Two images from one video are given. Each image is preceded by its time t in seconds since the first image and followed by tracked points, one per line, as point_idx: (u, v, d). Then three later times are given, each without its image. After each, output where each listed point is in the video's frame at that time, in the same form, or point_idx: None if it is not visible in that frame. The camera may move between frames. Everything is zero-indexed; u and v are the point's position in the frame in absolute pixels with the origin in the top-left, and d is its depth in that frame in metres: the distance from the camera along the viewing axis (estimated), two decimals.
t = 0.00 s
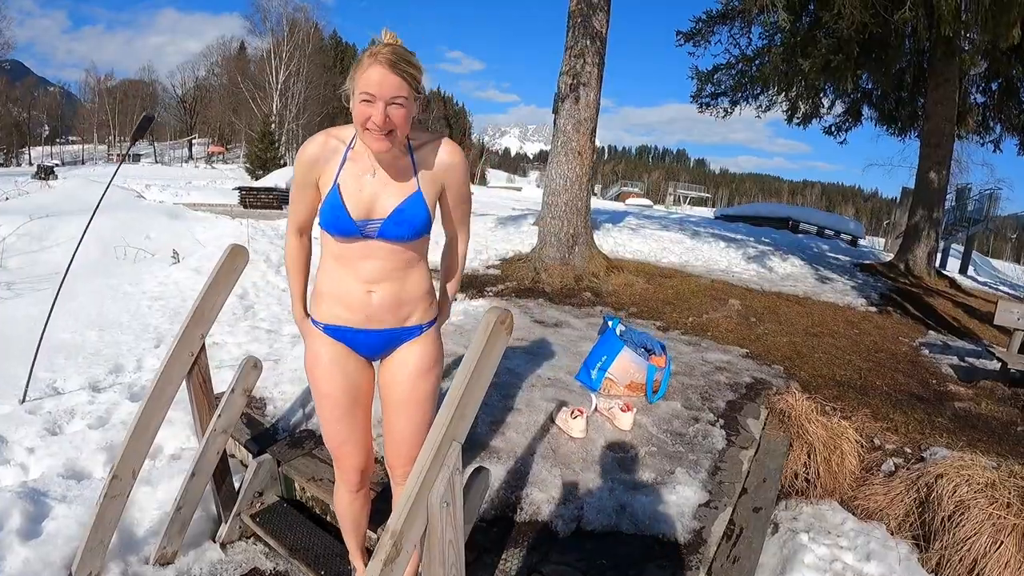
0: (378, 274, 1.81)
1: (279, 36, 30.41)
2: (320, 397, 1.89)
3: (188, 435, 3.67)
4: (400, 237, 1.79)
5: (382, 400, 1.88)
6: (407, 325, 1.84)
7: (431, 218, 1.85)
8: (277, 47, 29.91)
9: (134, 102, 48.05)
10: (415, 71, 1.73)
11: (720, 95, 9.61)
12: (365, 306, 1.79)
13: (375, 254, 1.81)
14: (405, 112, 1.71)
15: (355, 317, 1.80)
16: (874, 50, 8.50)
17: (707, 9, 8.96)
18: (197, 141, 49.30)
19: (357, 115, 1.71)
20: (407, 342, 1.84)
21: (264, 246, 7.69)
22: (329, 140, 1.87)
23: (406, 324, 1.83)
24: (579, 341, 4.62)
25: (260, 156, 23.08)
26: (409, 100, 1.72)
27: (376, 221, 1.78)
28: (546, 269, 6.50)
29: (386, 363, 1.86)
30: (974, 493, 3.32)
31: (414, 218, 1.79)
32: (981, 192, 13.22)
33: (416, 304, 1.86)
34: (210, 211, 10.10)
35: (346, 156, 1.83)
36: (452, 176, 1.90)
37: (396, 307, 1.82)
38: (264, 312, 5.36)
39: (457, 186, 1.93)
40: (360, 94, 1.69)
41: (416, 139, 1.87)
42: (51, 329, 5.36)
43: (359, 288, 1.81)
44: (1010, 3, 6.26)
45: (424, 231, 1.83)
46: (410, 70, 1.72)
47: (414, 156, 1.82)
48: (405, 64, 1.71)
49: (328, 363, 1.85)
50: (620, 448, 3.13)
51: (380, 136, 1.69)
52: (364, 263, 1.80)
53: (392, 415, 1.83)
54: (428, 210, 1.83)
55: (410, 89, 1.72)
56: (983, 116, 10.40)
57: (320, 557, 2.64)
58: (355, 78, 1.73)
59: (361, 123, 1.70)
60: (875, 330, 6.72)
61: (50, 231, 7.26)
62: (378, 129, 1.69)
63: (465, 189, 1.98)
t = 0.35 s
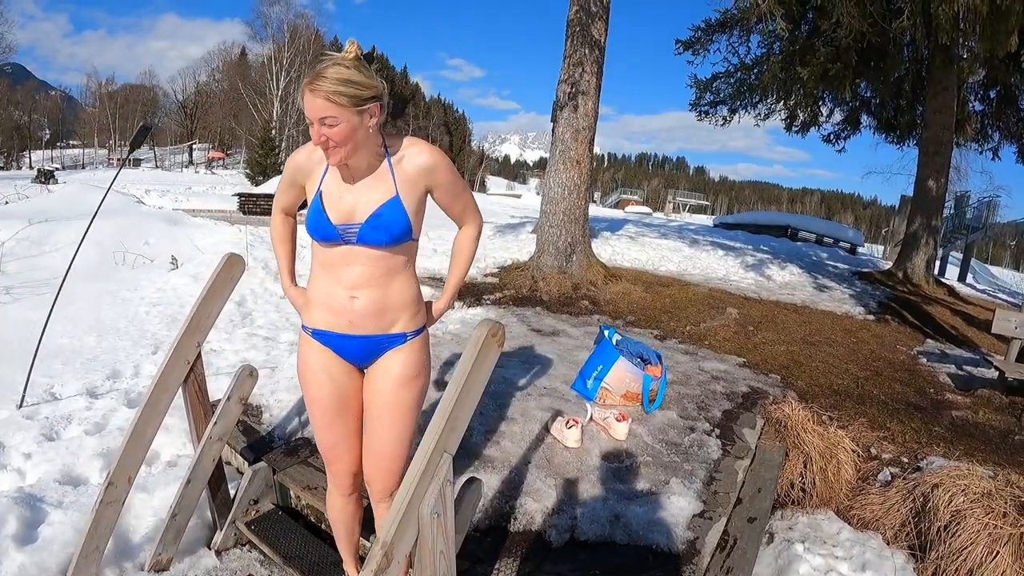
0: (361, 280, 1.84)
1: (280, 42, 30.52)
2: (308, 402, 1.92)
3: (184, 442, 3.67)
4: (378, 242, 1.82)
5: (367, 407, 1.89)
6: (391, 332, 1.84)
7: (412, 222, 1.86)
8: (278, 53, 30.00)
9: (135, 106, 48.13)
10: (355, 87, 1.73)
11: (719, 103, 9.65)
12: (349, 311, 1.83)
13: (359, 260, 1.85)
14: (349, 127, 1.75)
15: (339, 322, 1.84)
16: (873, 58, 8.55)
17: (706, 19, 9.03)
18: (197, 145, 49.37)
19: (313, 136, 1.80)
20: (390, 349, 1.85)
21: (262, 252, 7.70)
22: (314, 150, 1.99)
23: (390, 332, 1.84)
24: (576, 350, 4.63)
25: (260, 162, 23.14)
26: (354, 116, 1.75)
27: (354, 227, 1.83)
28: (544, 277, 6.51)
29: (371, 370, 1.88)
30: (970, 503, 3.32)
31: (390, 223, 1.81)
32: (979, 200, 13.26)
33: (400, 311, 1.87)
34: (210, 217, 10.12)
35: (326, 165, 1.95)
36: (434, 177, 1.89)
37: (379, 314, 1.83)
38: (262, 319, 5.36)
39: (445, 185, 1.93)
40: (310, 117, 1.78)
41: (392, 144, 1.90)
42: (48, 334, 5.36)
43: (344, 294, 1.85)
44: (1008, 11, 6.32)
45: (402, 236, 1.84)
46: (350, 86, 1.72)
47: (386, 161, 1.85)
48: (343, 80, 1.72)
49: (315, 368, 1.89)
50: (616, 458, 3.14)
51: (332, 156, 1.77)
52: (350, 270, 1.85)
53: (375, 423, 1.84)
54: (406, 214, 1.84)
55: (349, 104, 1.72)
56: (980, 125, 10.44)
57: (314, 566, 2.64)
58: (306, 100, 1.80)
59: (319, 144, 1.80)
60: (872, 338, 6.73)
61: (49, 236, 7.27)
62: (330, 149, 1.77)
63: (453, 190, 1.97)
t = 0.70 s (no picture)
0: (350, 297, 1.91)
1: (281, 50, 30.70)
2: (305, 407, 2.03)
3: (183, 452, 3.70)
4: (358, 263, 1.87)
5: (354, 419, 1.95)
6: (377, 349, 1.89)
7: (395, 243, 1.87)
8: (279, 60, 30.16)
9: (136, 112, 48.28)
10: (316, 122, 1.73)
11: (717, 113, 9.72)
12: (337, 325, 1.91)
13: (348, 278, 1.92)
14: (320, 161, 1.79)
15: (329, 335, 1.94)
16: (871, 68, 8.59)
17: (705, 29, 9.12)
18: (198, 152, 49.53)
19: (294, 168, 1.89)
20: (374, 364, 1.90)
21: (262, 261, 7.74)
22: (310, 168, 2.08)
23: (375, 348, 1.89)
24: (573, 361, 4.66)
25: (261, 170, 23.24)
26: (323, 148, 1.78)
27: (338, 247, 1.91)
28: (542, 288, 6.54)
29: (360, 384, 1.94)
30: (966, 514, 3.36)
31: (370, 242, 1.84)
32: (978, 208, 13.30)
33: (386, 329, 1.90)
34: (210, 225, 10.17)
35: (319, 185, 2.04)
36: (420, 196, 1.87)
37: (364, 330, 1.89)
38: (261, 329, 5.40)
39: (432, 205, 1.89)
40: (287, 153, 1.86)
41: (379, 163, 1.92)
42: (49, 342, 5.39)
43: (335, 309, 1.94)
44: (1005, 21, 6.37)
45: (384, 256, 1.86)
46: (309, 123, 1.73)
47: (369, 181, 1.88)
48: (303, 119, 1.73)
49: (309, 377, 1.99)
50: (611, 471, 3.17)
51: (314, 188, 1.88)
52: (341, 286, 1.93)
53: (358, 434, 1.90)
54: (388, 234, 1.85)
55: (313, 142, 1.75)
56: (979, 133, 10.56)
57: None
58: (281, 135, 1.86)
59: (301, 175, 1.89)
60: (870, 349, 6.76)
61: (50, 244, 7.31)
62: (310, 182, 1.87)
63: (445, 208, 1.93)
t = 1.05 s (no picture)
0: (346, 315, 1.94)
1: (278, 57, 30.77)
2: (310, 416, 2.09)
3: (178, 461, 3.69)
4: (345, 288, 1.88)
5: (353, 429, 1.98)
6: (371, 365, 1.91)
7: (382, 271, 1.84)
8: (276, 68, 30.23)
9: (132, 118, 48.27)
10: (298, 162, 1.74)
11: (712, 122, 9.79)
12: (334, 340, 1.96)
13: (343, 297, 1.94)
14: (311, 197, 1.81)
15: (329, 349, 1.99)
16: (866, 78, 8.65)
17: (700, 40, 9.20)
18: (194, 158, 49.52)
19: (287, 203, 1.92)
20: (370, 379, 1.92)
21: (258, 270, 7.75)
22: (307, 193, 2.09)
23: (369, 364, 1.91)
24: (567, 372, 4.68)
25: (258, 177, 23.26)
26: (311, 184, 1.79)
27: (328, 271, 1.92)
28: (537, 298, 6.56)
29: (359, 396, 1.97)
30: (959, 524, 3.37)
31: (353, 271, 1.84)
32: (973, 217, 13.37)
33: (379, 346, 1.89)
34: (207, 233, 10.18)
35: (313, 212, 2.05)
36: (405, 222, 1.80)
37: (358, 347, 1.91)
38: (257, 338, 5.40)
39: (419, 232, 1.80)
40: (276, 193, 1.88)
41: (367, 186, 1.89)
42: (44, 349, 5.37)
43: (334, 325, 1.98)
44: (1000, 32, 6.29)
45: (368, 284, 1.84)
46: (292, 163, 1.74)
47: (357, 207, 1.86)
48: (285, 161, 1.74)
49: (312, 387, 2.06)
50: (605, 482, 3.17)
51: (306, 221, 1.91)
52: (338, 305, 1.96)
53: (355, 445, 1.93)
54: (370, 262, 1.82)
55: (300, 181, 1.76)
56: (973, 143, 10.65)
57: None
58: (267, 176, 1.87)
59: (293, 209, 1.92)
60: (864, 358, 6.79)
61: (46, 251, 7.30)
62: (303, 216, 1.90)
63: (435, 234, 1.82)
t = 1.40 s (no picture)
0: (317, 315, 1.97)
1: (253, 52, 30.28)
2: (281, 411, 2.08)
3: (156, 461, 3.64)
4: (310, 292, 1.88)
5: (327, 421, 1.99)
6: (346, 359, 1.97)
7: (342, 280, 1.83)
8: (251, 62, 29.74)
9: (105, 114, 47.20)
10: (255, 173, 1.72)
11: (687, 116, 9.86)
12: (309, 338, 2.00)
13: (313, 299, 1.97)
14: (273, 206, 1.79)
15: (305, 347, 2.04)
16: (840, 72, 8.75)
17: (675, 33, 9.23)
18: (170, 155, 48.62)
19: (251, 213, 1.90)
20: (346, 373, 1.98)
21: (233, 267, 7.64)
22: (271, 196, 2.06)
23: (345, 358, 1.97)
24: (543, 365, 4.69)
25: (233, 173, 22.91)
26: (271, 194, 1.77)
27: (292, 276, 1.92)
28: (513, 291, 6.56)
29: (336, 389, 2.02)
30: (933, 510, 3.45)
31: (315, 279, 1.84)
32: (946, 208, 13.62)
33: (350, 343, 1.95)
34: (181, 230, 10.01)
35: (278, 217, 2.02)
36: (357, 232, 1.74)
37: (333, 344, 1.96)
38: (233, 336, 5.33)
39: (371, 243, 1.73)
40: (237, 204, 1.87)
41: (328, 192, 1.85)
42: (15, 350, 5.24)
43: (307, 325, 2.02)
44: (971, 27, 6.34)
45: (331, 292, 1.85)
46: (249, 175, 1.71)
47: (319, 215, 1.83)
48: (242, 175, 1.71)
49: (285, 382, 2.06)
50: (583, 473, 3.19)
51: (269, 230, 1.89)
52: (309, 306, 2.00)
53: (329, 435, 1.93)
54: (330, 271, 1.81)
55: (259, 193, 1.74)
56: (945, 135, 10.84)
57: None
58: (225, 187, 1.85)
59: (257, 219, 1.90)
60: (838, 348, 6.90)
61: (16, 250, 7.12)
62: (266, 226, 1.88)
63: (386, 246, 1.73)
